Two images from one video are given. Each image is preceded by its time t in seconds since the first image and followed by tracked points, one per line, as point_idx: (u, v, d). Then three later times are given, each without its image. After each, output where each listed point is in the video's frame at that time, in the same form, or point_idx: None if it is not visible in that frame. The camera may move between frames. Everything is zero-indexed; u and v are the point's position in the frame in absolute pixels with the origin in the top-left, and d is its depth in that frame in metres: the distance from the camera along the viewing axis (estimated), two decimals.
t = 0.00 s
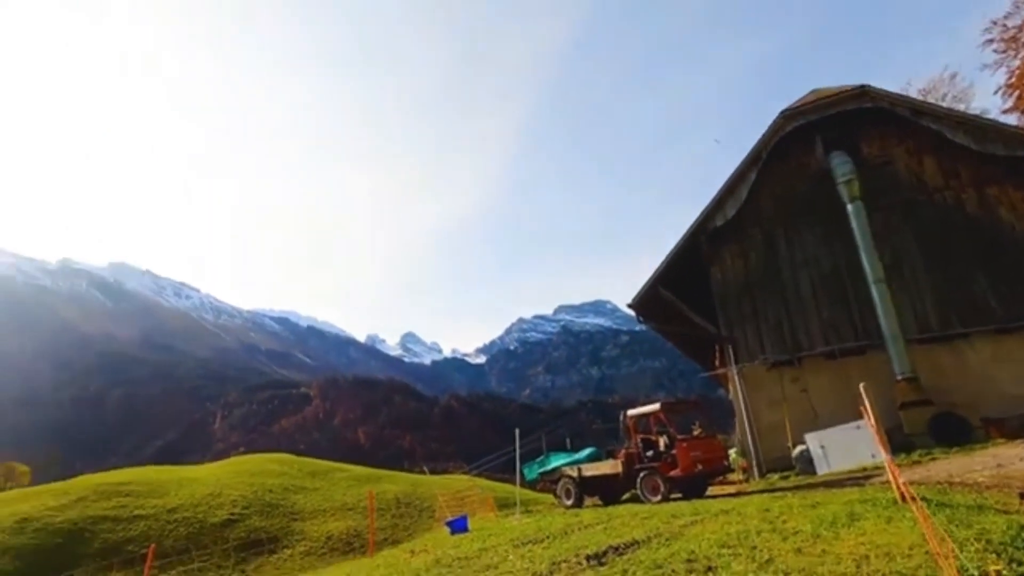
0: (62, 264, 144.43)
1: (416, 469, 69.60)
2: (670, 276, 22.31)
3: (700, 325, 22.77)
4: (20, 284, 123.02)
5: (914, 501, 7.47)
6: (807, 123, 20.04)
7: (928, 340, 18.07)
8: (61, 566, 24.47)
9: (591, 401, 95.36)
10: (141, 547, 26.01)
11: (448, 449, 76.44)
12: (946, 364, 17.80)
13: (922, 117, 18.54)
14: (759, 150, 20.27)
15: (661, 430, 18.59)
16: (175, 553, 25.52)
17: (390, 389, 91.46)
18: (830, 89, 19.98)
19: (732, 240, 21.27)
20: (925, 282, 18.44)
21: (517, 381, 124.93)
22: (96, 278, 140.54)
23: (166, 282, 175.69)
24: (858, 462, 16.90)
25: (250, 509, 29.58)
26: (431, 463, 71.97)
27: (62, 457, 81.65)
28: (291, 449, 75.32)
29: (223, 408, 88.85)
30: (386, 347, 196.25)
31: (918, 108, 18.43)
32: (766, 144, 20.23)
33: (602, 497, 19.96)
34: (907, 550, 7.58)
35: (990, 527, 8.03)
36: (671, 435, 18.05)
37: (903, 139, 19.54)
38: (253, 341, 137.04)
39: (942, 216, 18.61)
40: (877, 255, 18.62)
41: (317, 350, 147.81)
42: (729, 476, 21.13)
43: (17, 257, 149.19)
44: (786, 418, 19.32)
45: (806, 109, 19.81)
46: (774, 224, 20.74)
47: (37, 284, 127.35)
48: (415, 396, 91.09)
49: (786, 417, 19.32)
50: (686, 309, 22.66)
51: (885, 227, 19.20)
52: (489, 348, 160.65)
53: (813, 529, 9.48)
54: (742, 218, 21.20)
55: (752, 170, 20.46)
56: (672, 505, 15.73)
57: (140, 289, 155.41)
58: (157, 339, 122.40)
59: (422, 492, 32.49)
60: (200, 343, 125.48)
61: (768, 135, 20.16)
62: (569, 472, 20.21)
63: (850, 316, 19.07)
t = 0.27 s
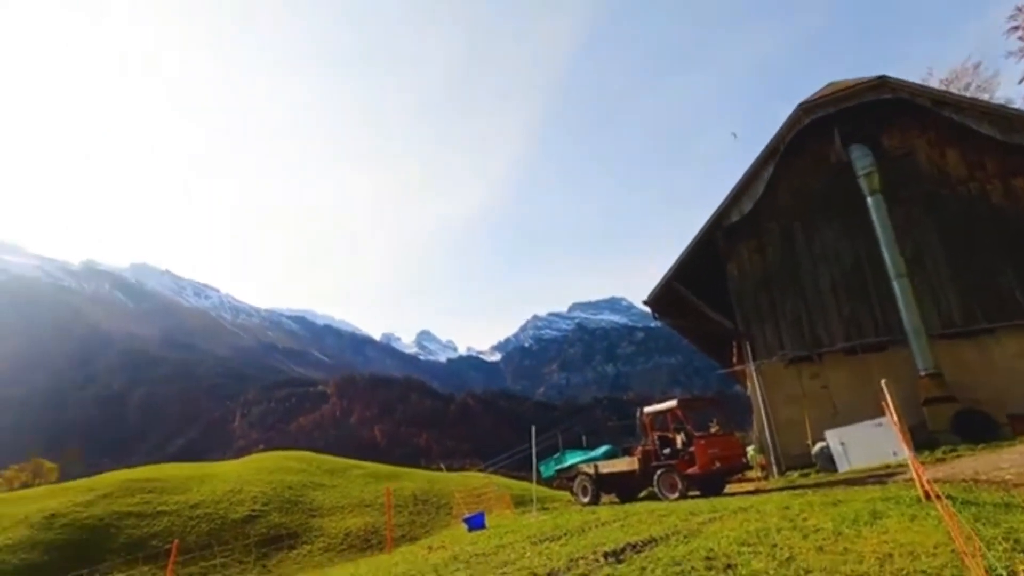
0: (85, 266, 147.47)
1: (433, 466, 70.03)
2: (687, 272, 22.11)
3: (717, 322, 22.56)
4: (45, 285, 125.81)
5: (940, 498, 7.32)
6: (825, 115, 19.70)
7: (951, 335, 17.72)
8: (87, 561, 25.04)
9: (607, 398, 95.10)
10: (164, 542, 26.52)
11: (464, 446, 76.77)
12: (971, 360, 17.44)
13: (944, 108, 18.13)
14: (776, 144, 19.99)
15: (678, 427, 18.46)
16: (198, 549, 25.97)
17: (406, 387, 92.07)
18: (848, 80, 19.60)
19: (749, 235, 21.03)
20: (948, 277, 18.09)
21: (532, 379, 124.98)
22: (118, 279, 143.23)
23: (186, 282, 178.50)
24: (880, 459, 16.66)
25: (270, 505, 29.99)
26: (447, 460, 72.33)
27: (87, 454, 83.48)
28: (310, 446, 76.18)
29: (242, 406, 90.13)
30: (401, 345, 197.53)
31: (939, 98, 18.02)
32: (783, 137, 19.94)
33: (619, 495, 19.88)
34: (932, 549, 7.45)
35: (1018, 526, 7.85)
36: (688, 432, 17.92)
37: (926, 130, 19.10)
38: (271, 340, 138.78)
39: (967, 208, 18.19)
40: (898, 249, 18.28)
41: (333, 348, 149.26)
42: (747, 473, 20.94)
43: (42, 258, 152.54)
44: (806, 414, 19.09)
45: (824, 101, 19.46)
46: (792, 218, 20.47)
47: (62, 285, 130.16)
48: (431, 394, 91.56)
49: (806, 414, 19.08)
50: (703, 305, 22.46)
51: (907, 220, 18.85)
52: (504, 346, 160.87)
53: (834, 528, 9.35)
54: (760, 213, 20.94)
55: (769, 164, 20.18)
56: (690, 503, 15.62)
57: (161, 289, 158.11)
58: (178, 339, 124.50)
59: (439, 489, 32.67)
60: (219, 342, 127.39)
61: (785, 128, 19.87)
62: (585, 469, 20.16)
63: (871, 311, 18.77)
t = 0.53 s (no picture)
0: (109, 267, 150.55)
1: (449, 464, 70.49)
2: (703, 269, 21.92)
3: (734, 318, 22.35)
4: (70, 286, 128.59)
5: (967, 496, 7.16)
6: (844, 108, 19.32)
7: (976, 331, 17.35)
8: (113, 556, 25.58)
9: (624, 395, 94.81)
10: (187, 538, 27.01)
11: (480, 444, 77.12)
12: (997, 355, 17.06)
13: (968, 98, 17.67)
14: (794, 138, 19.66)
15: (695, 424, 18.33)
16: (220, 544, 26.41)
17: (422, 385, 92.63)
18: (868, 72, 19.18)
19: (766, 231, 20.78)
20: (972, 271, 17.71)
21: (548, 377, 124.98)
22: (140, 280, 145.91)
23: (205, 282, 181.25)
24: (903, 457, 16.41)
25: (290, 502, 30.39)
26: (464, 458, 72.72)
27: (112, 452, 85.35)
28: (328, 444, 77.00)
29: (262, 404, 91.42)
30: (417, 343, 198.76)
31: (963, 88, 17.57)
32: (801, 131, 19.60)
33: (636, 492, 19.82)
34: (957, 548, 7.33)
35: None
36: (706, 429, 17.78)
37: (949, 121, 18.63)
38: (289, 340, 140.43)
39: (992, 201, 17.76)
40: (921, 243, 17.92)
41: (350, 347, 150.86)
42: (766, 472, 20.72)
43: (67, 260, 156.03)
44: (826, 411, 18.84)
45: (843, 93, 19.09)
46: (810, 214, 20.20)
47: (86, 286, 132.98)
48: (447, 391, 92.02)
49: (826, 411, 18.83)
50: (720, 302, 22.24)
51: (929, 213, 18.48)
52: (519, 344, 161.14)
53: (856, 526, 9.23)
54: (777, 208, 20.67)
55: (786, 158, 19.86)
56: (709, 501, 15.53)
57: (182, 290, 160.77)
58: (198, 338, 126.58)
59: (456, 486, 32.89)
60: (238, 341, 129.29)
61: (802, 122, 19.56)
62: (602, 467, 20.13)
63: (893, 307, 18.45)
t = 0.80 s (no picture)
0: (130, 269, 153.40)
1: (466, 462, 70.82)
2: (720, 265, 21.69)
3: (752, 314, 22.11)
4: (93, 287, 131.33)
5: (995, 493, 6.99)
6: (864, 99, 18.88)
7: (1002, 325, 16.96)
8: (137, 552, 26.08)
9: (640, 393, 94.37)
10: (209, 534, 27.45)
11: (496, 442, 77.33)
12: None
13: (992, 87, 17.19)
14: (812, 131, 19.30)
15: (713, 422, 18.17)
16: (241, 541, 26.80)
17: (438, 383, 93.08)
18: (888, 61, 18.71)
19: (784, 225, 20.50)
20: (998, 264, 17.31)
21: (563, 374, 124.83)
22: (161, 281, 148.49)
23: (224, 283, 183.91)
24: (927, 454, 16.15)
25: (309, 499, 30.74)
26: (480, 456, 72.99)
27: (136, 450, 87.12)
28: (345, 442, 77.74)
29: (280, 403, 92.58)
30: (433, 342, 199.76)
31: (987, 77, 17.09)
32: (819, 124, 19.22)
33: (653, 490, 19.71)
34: (985, 546, 7.17)
35: None
36: (724, 427, 17.62)
37: (973, 110, 18.18)
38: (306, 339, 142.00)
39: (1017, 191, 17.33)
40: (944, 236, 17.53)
41: (366, 345, 152.11)
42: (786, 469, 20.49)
43: (90, 262, 159.28)
44: (846, 408, 18.56)
45: (862, 84, 18.65)
46: (829, 207, 19.88)
47: (109, 288, 135.64)
48: (462, 389, 92.35)
49: (847, 408, 18.55)
50: (738, 297, 22.00)
51: (953, 205, 18.09)
52: (534, 341, 161.14)
53: (880, 524, 9.06)
54: (795, 202, 20.37)
55: (804, 152, 19.51)
56: (727, 498, 15.40)
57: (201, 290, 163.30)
58: (218, 337, 128.50)
59: (472, 484, 33.01)
60: (257, 341, 131.05)
61: (821, 114, 19.16)
62: (619, 464, 20.04)
63: (915, 301, 18.11)
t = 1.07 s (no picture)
0: (151, 270, 156.12)
1: (482, 459, 71.11)
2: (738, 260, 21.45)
3: (771, 310, 21.86)
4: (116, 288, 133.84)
5: None
6: (885, 90, 18.26)
7: None
8: (161, 548, 26.58)
9: (656, 390, 93.91)
10: (231, 531, 27.90)
11: (512, 440, 77.51)
12: None
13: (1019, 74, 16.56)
14: (831, 123, 18.83)
15: (731, 419, 18.00)
16: (262, 537, 27.18)
17: (453, 381, 93.45)
18: (910, 50, 18.06)
19: (803, 219, 20.21)
20: None
21: (579, 372, 124.61)
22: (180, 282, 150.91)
23: (242, 282, 186.26)
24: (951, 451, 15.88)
25: (328, 496, 31.08)
26: (496, 453, 73.22)
27: (159, 447, 88.83)
28: (363, 439, 78.49)
29: (298, 401, 93.67)
30: (448, 340, 200.60)
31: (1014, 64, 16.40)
32: (838, 116, 18.72)
33: (670, 488, 19.60)
34: (1014, 546, 6.99)
35: None
36: (743, 424, 17.46)
37: (998, 99, 17.58)
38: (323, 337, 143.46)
39: None
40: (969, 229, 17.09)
41: (382, 344, 153.31)
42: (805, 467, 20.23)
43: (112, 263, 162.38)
44: (868, 404, 18.27)
45: (883, 74, 18.05)
46: (849, 201, 19.56)
47: (130, 288, 138.17)
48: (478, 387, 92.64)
49: (868, 404, 18.27)
50: (756, 293, 21.73)
51: (978, 197, 17.70)
52: (549, 339, 161.09)
53: (904, 523, 8.90)
54: (814, 196, 20.04)
55: (823, 145, 19.08)
56: (746, 496, 15.27)
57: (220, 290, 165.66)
58: (237, 336, 130.36)
59: (489, 481, 33.11)
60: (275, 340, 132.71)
61: (840, 106, 18.66)
62: (636, 462, 19.96)
63: (939, 295, 17.75)
